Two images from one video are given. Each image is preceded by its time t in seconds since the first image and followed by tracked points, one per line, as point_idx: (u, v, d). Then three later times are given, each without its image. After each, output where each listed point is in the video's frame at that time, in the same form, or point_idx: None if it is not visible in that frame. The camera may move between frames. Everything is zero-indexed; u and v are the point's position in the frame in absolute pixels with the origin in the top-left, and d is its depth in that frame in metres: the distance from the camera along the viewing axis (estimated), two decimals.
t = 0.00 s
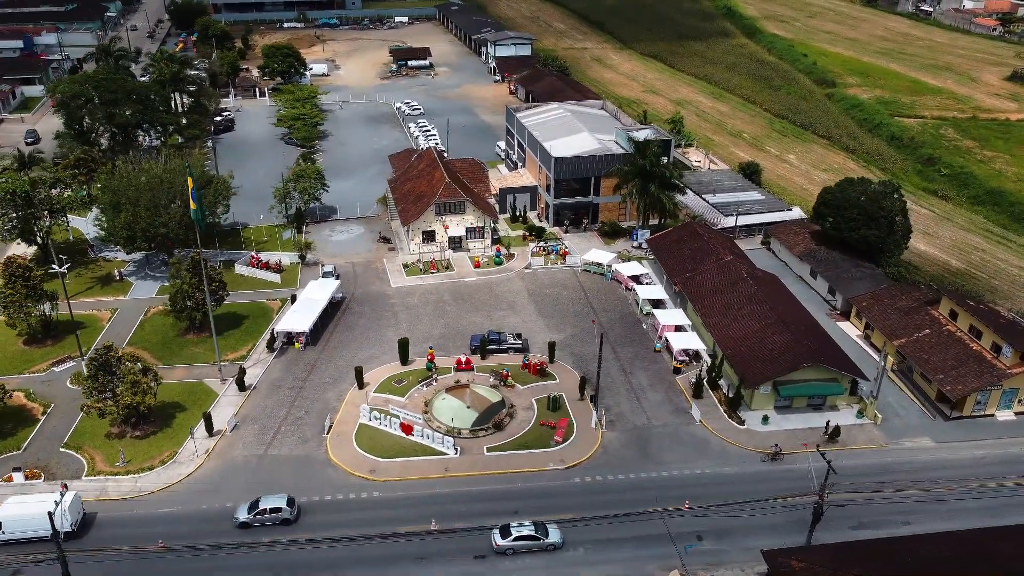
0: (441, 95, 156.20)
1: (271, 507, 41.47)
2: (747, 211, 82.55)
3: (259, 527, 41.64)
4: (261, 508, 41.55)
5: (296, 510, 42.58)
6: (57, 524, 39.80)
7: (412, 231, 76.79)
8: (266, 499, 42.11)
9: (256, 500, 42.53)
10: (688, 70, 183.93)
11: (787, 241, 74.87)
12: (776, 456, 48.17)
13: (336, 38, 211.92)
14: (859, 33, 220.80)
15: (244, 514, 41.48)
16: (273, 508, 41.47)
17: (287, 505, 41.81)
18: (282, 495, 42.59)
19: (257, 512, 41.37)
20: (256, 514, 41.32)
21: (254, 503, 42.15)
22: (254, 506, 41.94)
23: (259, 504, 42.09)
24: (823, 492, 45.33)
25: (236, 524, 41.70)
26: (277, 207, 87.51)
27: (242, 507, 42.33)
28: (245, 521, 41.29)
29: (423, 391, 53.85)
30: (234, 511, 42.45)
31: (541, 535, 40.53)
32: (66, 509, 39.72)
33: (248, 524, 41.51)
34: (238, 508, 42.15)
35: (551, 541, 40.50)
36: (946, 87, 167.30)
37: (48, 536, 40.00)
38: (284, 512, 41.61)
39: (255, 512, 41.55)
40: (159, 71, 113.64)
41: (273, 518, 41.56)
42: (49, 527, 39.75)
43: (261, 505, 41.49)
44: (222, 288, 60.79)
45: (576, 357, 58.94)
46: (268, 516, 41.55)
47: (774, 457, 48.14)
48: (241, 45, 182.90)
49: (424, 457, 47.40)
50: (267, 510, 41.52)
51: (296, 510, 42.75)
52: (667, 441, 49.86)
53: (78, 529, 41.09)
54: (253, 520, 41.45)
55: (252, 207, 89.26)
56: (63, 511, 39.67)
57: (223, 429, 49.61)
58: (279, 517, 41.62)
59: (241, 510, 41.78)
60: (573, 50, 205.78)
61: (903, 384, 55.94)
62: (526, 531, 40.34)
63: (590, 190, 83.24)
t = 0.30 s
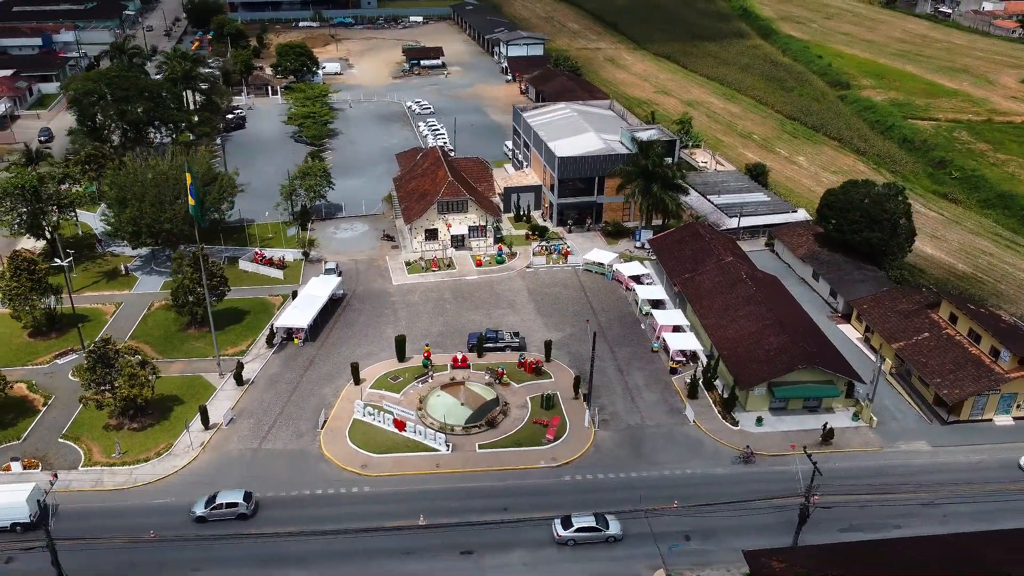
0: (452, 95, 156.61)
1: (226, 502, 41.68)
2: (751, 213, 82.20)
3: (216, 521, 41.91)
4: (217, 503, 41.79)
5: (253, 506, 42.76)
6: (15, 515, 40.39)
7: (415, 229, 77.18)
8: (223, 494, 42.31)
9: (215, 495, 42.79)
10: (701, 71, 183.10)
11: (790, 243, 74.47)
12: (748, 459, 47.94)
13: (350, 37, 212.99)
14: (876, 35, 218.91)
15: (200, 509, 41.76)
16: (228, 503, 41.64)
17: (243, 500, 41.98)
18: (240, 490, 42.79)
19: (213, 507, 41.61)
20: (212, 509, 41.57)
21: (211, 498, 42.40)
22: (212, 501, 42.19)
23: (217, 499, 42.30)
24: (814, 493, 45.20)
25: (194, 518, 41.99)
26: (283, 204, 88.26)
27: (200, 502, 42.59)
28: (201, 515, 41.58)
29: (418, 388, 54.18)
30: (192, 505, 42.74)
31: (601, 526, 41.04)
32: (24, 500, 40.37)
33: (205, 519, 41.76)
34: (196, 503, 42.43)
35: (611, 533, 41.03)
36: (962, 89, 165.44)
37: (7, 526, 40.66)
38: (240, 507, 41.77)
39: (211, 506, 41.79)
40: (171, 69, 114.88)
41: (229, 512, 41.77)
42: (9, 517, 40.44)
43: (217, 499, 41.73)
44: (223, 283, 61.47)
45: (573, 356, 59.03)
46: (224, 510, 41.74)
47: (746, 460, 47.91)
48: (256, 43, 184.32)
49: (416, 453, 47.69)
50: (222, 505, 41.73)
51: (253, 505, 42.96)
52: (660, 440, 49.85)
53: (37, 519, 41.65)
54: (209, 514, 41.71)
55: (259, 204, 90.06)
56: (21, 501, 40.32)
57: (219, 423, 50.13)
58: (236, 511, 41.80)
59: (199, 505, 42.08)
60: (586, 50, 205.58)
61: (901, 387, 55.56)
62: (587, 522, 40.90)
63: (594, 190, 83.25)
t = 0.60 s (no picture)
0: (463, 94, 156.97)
1: (185, 495, 42.05)
2: (756, 214, 81.88)
3: (174, 514, 42.27)
4: (176, 496, 42.17)
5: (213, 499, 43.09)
6: None
7: (417, 227, 77.54)
8: (182, 487, 42.69)
9: (174, 488, 43.15)
10: (713, 72, 182.44)
11: (793, 244, 74.14)
12: (718, 459, 47.89)
13: (364, 36, 213.99)
14: (892, 36, 217.01)
15: (159, 501, 42.18)
16: (187, 496, 42.01)
17: (202, 493, 42.34)
18: (200, 484, 43.14)
19: (172, 500, 42.00)
20: (170, 502, 41.96)
21: (171, 491, 42.79)
22: (171, 494, 42.56)
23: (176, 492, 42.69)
24: (805, 495, 45.13)
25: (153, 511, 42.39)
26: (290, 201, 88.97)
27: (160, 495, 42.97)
28: (160, 508, 41.94)
29: (414, 384, 54.53)
30: (153, 498, 43.14)
31: (661, 519, 41.62)
32: None
33: (164, 512, 42.16)
34: (155, 496, 42.82)
35: (671, 526, 41.55)
36: (979, 91, 163.72)
37: None
38: (199, 500, 42.13)
39: (170, 499, 42.17)
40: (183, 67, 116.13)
41: (188, 505, 42.13)
42: None
43: (176, 492, 42.11)
44: (225, 278, 62.14)
45: (570, 355, 59.15)
46: (182, 504, 42.12)
47: (716, 460, 47.82)
48: (270, 42, 185.67)
49: (408, 449, 48.02)
50: (181, 498, 42.12)
51: (213, 498, 43.29)
52: (652, 440, 49.87)
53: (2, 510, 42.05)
54: (168, 507, 42.10)
55: (266, 201, 90.79)
56: None
57: (215, 416, 50.69)
58: (194, 505, 42.16)
59: (158, 497, 42.47)
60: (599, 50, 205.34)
61: (898, 390, 55.24)
62: (648, 515, 41.41)
63: (598, 190, 83.27)
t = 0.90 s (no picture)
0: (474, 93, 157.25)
1: (147, 486, 42.49)
2: (760, 215, 81.53)
3: (136, 506, 42.71)
4: (137, 487, 42.63)
5: (174, 491, 43.50)
6: None
7: (420, 225, 77.88)
8: (144, 479, 43.15)
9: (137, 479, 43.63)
10: (726, 73, 181.60)
11: (796, 245, 73.79)
12: (689, 458, 47.92)
13: (379, 35, 214.91)
14: (910, 38, 214.93)
15: (121, 492, 42.64)
16: (148, 487, 42.45)
17: (163, 485, 42.78)
18: (163, 476, 43.58)
19: (133, 491, 42.46)
20: (132, 493, 42.42)
21: (133, 482, 43.28)
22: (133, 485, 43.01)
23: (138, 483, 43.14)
24: (795, 496, 45.05)
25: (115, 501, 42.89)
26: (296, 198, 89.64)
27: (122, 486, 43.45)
28: (121, 499, 42.44)
29: (409, 380, 54.87)
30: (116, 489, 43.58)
31: (722, 515, 41.87)
32: None
33: (125, 503, 42.61)
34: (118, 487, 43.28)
35: (731, 522, 41.80)
36: (996, 94, 161.90)
37: None
38: (160, 491, 42.57)
39: (132, 490, 42.63)
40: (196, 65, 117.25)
41: (149, 497, 42.57)
42: None
43: (137, 483, 42.57)
44: (226, 274, 62.79)
45: (567, 353, 59.25)
46: (143, 495, 42.57)
47: (687, 459, 47.86)
48: (285, 40, 186.90)
49: (401, 444, 48.33)
50: (143, 489, 42.57)
51: (175, 491, 43.74)
52: (645, 439, 49.89)
53: None
54: (129, 498, 42.57)
55: (273, 197, 91.57)
56: None
57: (211, 409, 51.25)
58: (155, 496, 42.59)
59: (120, 489, 42.94)
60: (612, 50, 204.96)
61: (896, 392, 54.86)
62: (708, 511, 41.76)
63: (602, 189, 83.26)
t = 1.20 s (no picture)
0: (485, 92, 157.52)
1: (110, 477, 42.97)
2: (765, 216, 81.17)
3: (100, 496, 43.17)
4: (101, 477, 43.12)
5: (138, 482, 43.91)
6: None
7: (424, 222, 78.22)
8: (107, 470, 43.64)
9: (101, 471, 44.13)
10: (739, 73, 180.73)
11: (799, 247, 73.42)
12: (660, 457, 47.68)
13: (393, 34, 215.79)
14: (927, 39, 212.83)
15: (84, 482, 43.16)
16: (110, 478, 42.92)
17: (126, 476, 43.20)
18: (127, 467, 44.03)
19: (96, 481, 42.95)
20: (95, 483, 42.92)
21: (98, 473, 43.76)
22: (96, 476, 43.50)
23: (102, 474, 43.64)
24: (786, 497, 45.00)
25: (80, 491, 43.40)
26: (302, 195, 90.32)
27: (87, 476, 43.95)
28: (85, 489, 42.90)
29: (405, 376, 55.21)
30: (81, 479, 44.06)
31: (781, 513, 42.16)
32: None
33: (89, 492, 43.09)
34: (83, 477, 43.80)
35: (790, 521, 42.09)
36: (1012, 96, 160.07)
37: None
38: (122, 482, 42.99)
39: (95, 480, 43.14)
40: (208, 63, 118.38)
41: (112, 487, 43.02)
42: None
43: (100, 474, 43.10)
44: (228, 268, 63.41)
45: (563, 351, 59.38)
46: (106, 485, 43.03)
47: (657, 458, 47.75)
48: (299, 39, 188.17)
49: (394, 440, 48.65)
50: (105, 479, 43.06)
51: (139, 482, 44.14)
52: (638, 438, 49.89)
53: None
54: (93, 488, 43.05)
55: (280, 194, 92.30)
56: None
57: (208, 402, 51.79)
58: (119, 486, 43.02)
59: (85, 479, 43.46)
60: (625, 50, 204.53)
61: (894, 395, 54.52)
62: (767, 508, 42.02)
63: (605, 189, 83.21)
